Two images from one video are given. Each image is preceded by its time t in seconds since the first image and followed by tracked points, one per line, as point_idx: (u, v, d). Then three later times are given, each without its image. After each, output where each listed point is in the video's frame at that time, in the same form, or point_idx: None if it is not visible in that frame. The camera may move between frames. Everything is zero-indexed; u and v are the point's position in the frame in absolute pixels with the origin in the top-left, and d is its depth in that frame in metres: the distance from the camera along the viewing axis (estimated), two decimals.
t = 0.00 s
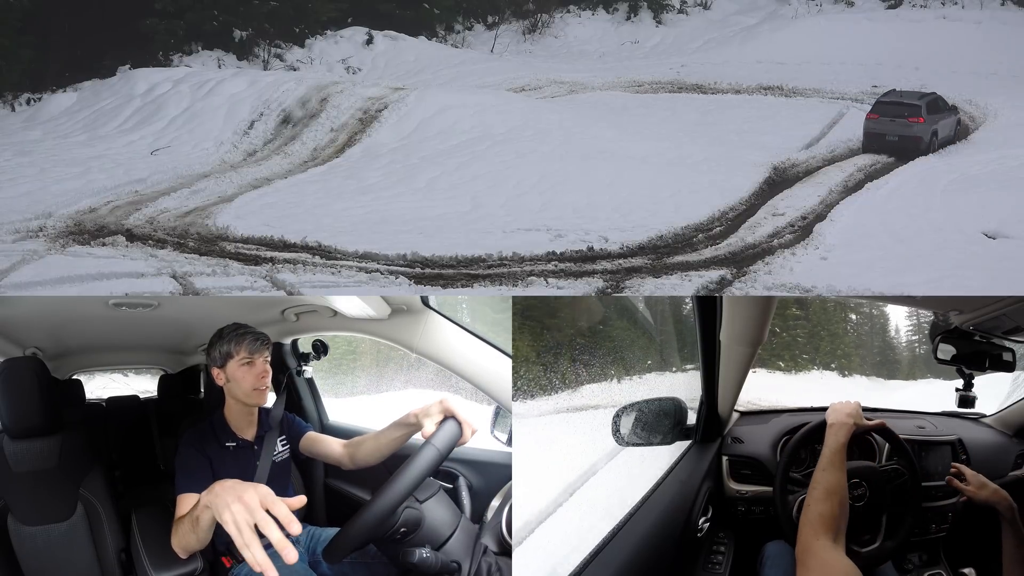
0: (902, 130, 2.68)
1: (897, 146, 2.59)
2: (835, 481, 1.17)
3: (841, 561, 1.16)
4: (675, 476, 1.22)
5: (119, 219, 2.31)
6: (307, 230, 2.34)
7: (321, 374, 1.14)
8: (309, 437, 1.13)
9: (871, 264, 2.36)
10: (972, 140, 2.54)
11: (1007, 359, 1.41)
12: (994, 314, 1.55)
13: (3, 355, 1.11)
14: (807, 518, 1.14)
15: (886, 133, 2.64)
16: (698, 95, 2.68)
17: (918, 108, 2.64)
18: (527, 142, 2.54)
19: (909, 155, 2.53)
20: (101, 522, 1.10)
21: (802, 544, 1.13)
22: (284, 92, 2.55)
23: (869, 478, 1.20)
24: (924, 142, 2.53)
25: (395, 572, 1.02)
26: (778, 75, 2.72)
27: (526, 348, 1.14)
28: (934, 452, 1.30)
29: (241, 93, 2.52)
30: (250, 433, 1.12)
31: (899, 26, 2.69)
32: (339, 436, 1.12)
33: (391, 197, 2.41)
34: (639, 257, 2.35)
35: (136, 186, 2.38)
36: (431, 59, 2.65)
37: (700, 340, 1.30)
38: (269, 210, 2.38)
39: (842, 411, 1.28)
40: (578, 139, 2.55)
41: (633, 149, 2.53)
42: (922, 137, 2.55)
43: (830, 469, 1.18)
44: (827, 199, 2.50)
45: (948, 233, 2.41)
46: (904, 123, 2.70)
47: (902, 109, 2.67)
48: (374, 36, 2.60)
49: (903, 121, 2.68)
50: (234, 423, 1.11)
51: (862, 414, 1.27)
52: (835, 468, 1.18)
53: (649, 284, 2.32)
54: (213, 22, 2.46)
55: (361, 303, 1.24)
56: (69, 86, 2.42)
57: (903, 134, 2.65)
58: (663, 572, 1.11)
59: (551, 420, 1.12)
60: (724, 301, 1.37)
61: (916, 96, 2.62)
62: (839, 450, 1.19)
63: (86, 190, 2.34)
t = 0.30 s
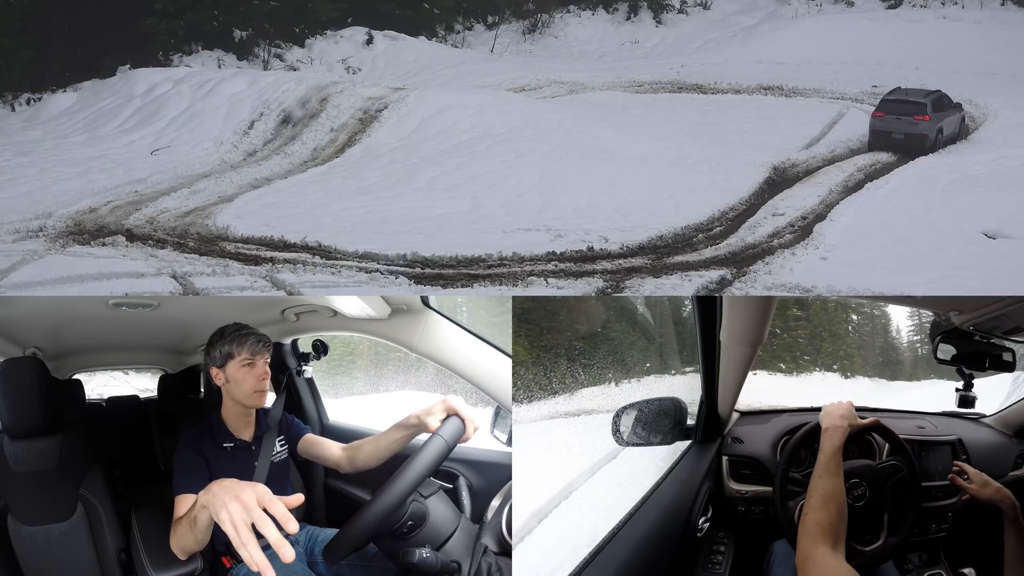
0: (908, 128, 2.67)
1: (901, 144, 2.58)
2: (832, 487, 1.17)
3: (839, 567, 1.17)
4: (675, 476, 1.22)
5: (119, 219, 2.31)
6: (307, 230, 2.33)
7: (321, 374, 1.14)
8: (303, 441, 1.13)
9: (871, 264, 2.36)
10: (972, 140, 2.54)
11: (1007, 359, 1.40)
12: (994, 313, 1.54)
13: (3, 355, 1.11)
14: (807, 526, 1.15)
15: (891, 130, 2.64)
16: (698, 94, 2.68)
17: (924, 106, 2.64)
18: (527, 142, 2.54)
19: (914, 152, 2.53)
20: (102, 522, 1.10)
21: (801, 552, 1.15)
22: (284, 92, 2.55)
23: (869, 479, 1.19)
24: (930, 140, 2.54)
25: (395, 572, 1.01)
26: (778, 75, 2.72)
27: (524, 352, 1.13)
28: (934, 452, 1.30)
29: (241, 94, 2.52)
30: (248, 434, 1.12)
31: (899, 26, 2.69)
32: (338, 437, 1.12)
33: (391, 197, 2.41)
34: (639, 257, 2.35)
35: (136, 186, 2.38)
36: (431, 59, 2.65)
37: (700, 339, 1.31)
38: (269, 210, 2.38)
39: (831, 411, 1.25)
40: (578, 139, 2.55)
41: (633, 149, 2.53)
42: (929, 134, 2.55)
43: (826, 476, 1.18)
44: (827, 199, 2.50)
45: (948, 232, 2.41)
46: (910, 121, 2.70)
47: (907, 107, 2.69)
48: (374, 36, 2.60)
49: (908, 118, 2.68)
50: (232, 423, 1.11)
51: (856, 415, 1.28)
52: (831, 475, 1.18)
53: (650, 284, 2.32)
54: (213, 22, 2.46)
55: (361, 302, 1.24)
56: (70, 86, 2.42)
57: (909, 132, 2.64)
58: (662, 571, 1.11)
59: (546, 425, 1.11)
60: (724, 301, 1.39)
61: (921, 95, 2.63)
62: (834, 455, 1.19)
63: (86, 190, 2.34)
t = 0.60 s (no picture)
0: (913, 125, 2.68)
1: (907, 142, 2.59)
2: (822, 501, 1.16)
3: None
4: (675, 476, 1.21)
5: (119, 219, 2.31)
6: (307, 230, 2.33)
7: (321, 374, 1.14)
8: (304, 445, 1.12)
9: (871, 264, 2.36)
10: (972, 141, 2.54)
11: (1007, 359, 1.42)
12: (994, 314, 1.55)
13: (2, 355, 1.11)
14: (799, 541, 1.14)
15: (897, 127, 2.65)
16: (698, 94, 2.68)
17: (928, 103, 2.65)
18: (527, 142, 2.54)
19: (919, 149, 2.56)
20: (101, 522, 1.10)
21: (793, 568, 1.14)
22: (284, 92, 2.55)
23: (868, 478, 1.18)
24: (936, 137, 2.55)
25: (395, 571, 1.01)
26: (778, 75, 2.72)
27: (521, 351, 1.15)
28: (934, 452, 1.30)
29: (241, 94, 2.52)
30: (245, 434, 1.12)
31: (899, 25, 2.69)
32: (339, 438, 1.12)
33: (391, 197, 2.41)
34: (639, 257, 2.35)
35: (136, 186, 2.38)
36: (430, 59, 2.65)
37: (700, 339, 1.31)
38: (269, 210, 2.38)
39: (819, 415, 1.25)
40: (578, 139, 2.55)
41: (633, 149, 2.53)
42: (935, 130, 2.58)
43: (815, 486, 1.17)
44: (827, 199, 2.50)
45: (948, 232, 2.41)
46: (915, 118, 2.70)
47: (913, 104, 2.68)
48: (374, 36, 2.60)
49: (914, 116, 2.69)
50: (228, 424, 1.12)
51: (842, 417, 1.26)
52: (819, 487, 1.17)
53: (650, 284, 2.32)
54: (213, 22, 2.46)
55: (361, 303, 1.25)
56: (69, 86, 2.42)
57: (914, 129, 2.66)
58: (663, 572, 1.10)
59: (543, 425, 1.12)
60: (725, 302, 1.40)
61: (925, 92, 2.63)
62: (821, 464, 1.18)
63: (86, 190, 2.34)
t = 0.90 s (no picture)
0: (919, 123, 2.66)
1: (914, 138, 2.59)
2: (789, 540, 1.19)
3: None
4: (675, 475, 1.22)
5: (119, 219, 2.30)
6: (307, 230, 2.33)
7: (321, 375, 1.14)
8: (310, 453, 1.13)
9: (871, 264, 2.36)
10: (973, 141, 2.53)
11: (1007, 359, 1.42)
12: (994, 314, 1.55)
13: (2, 355, 1.11)
14: None
15: (904, 125, 2.63)
16: (698, 94, 2.68)
17: (934, 100, 2.64)
18: (527, 142, 2.54)
19: (927, 146, 2.55)
20: (101, 522, 1.10)
21: None
22: (284, 92, 2.55)
23: (867, 477, 1.18)
24: (942, 134, 2.56)
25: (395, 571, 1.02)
26: (778, 75, 2.72)
27: (518, 350, 1.15)
28: (934, 452, 1.27)
29: (241, 94, 2.52)
30: (251, 433, 1.12)
31: (899, 26, 2.69)
32: (341, 438, 1.13)
33: (391, 197, 2.41)
34: (639, 257, 2.35)
35: (136, 186, 2.38)
36: (430, 59, 2.65)
37: (700, 339, 1.30)
38: (269, 210, 2.38)
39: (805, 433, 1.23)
40: (578, 139, 2.55)
41: (633, 149, 2.53)
42: (941, 128, 2.58)
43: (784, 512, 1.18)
44: (827, 199, 2.50)
45: (948, 232, 2.41)
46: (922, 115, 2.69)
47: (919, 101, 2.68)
48: (374, 36, 2.60)
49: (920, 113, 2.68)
50: (235, 421, 1.12)
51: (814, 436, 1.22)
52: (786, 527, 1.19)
53: (650, 284, 2.32)
54: (213, 22, 2.46)
55: (361, 303, 1.27)
56: (69, 86, 2.43)
57: (921, 126, 2.65)
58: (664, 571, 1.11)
59: (546, 428, 1.11)
60: (724, 301, 1.37)
61: (931, 91, 2.62)
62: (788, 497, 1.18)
63: (86, 190, 2.34)
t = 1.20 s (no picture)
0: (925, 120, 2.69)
1: (919, 136, 2.61)
2: None
3: None
4: (675, 475, 1.19)
5: (119, 219, 2.30)
6: (307, 230, 2.33)
7: (321, 374, 1.14)
8: (302, 465, 1.13)
9: (871, 264, 2.36)
10: (973, 140, 2.54)
11: (1007, 359, 1.42)
12: (994, 314, 1.55)
13: (2, 355, 1.11)
14: None
15: (909, 122, 2.65)
16: (698, 94, 2.68)
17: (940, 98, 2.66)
18: (527, 142, 2.54)
19: (932, 144, 2.57)
20: (102, 522, 1.10)
21: None
22: (284, 92, 2.55)
23: (865, 478, 1.20)
24: (947, 132, 2.57)
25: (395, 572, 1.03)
26: (778, 75, 2.73)
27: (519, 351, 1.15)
28: (934, 452, 1.29)
29: (241, 93, 2.53)
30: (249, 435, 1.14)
31: (899, 26, 2.69)
32: (341, 438, 1.13)
33: (391, 197, 2.41)
34: (639, 257, 2.35)
35: (136, 186, 2.38)
36: (430, 59, 2.65)
37: (700, 339, 1.29)
38: (269, 210, 2.38)
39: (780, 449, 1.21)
40: (578, 139, 2.55)
41: (633, 149, 2.53)
42: (947, 125, 2.59)
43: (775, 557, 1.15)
44: (827, 199, 2.50)
45: (948, 232, 2.40)
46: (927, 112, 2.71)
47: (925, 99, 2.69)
48: (374, 36, 2.60)
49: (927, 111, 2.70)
50: (232, 423, 1.13)
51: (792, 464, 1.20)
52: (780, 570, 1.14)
53: (650, 284, 2.32)
54: (213, 22, 2.46)
55: (361, 303, 1.27)
56: (70, 86, 2.43)
57: (927, 124, 2.67)
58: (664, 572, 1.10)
59: (545, 431, 1.11)
60: (725, 301, 1.37)
61: (936, 87, 2.64)
62: (779, 546, 1.15)
63: (86, 190, 2.34)
